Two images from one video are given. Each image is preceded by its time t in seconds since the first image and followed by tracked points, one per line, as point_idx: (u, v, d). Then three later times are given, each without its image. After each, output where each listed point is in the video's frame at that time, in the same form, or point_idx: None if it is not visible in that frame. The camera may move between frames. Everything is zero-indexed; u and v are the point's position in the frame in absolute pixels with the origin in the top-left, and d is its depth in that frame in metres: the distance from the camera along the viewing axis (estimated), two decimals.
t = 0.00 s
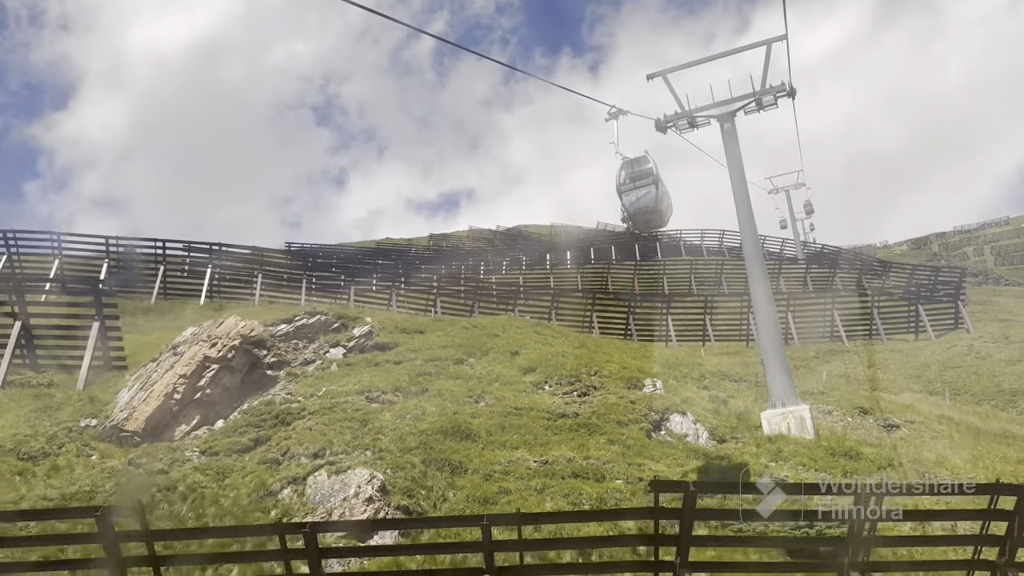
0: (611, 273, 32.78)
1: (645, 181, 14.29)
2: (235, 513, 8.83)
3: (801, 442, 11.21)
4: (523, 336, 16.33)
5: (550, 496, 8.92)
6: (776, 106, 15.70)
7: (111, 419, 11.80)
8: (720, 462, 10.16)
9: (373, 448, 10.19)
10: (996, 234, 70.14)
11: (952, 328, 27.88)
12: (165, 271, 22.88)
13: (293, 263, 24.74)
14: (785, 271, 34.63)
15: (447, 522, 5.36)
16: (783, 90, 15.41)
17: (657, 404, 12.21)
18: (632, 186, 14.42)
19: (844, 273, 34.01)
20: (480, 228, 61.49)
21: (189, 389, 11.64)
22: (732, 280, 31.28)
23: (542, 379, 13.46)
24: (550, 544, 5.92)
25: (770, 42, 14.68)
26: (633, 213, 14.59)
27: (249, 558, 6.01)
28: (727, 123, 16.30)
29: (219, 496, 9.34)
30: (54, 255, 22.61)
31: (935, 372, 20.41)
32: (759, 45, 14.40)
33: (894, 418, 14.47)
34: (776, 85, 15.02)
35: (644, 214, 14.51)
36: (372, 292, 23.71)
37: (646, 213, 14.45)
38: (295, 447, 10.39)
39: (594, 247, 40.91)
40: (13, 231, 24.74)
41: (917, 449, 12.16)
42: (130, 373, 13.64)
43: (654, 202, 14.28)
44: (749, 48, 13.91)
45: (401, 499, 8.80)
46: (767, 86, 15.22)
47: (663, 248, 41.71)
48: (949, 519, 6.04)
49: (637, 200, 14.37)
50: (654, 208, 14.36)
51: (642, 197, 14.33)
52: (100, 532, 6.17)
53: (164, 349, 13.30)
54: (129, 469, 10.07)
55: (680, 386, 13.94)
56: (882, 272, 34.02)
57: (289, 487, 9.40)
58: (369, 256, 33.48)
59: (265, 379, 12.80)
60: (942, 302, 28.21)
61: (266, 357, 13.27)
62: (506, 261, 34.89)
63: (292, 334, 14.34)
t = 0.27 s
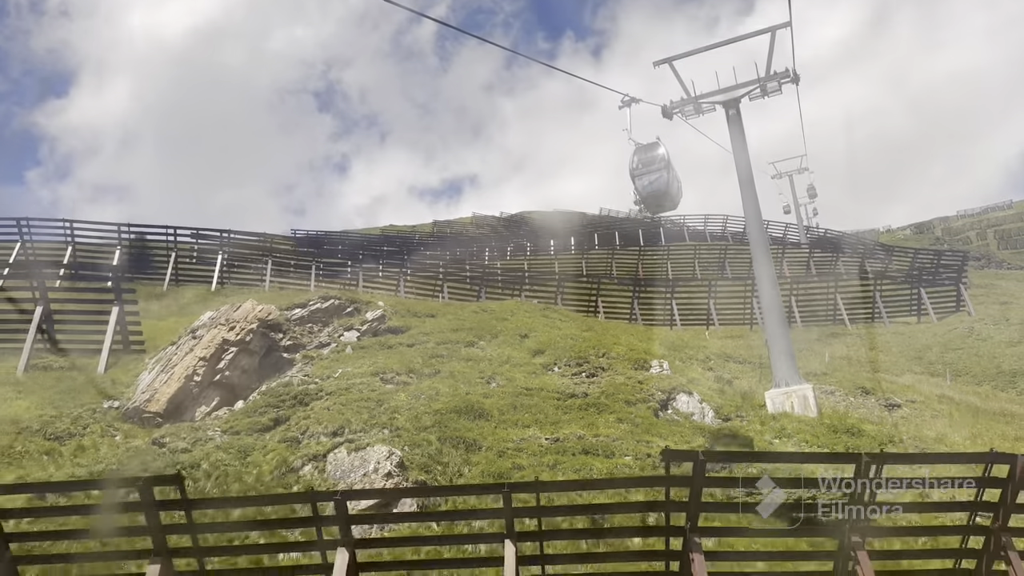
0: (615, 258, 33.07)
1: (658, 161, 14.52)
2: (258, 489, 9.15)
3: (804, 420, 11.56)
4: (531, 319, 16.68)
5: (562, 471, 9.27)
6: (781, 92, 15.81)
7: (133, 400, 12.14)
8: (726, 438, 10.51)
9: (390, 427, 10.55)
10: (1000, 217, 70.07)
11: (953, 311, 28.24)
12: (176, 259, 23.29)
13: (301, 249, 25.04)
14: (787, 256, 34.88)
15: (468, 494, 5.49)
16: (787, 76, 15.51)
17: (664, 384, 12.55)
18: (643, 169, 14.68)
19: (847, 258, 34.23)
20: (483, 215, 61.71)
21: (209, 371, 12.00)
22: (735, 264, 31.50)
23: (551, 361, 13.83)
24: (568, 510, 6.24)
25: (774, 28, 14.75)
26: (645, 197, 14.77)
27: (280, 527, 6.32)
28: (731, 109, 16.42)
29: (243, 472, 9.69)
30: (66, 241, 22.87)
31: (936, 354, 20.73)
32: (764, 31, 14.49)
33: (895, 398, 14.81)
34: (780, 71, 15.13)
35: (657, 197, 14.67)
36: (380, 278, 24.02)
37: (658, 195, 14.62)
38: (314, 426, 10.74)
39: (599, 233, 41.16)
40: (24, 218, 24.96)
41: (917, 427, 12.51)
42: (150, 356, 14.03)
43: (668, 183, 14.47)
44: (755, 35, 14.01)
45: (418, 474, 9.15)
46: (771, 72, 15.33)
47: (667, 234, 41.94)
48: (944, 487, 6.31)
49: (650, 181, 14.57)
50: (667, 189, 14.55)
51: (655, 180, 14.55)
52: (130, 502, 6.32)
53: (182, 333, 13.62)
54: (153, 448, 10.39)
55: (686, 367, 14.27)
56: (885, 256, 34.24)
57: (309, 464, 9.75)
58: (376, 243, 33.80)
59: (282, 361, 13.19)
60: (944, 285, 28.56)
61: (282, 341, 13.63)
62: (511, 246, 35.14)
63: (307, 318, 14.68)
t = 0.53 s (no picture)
0: (621, 242, 33.30)
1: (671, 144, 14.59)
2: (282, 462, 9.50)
3: (809, 396, 11.91)
4: (541, 301, 17.01)
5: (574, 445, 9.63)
6: (787, 77, 15.88)
7: (157, 379, 12.52)
8: (732, 414, 10.86)
9: (408, 403, 10.94)
10: (1007, 200, 69.81)
11: (957, 292, 28.34)
12: (189, 243, 23.69)
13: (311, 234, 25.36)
14: (793, 239, 35.03)
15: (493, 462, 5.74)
16: (794, 61, 15.57)
17: (673, 362, 12.89)
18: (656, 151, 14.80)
19: (853, 241, 34.36)
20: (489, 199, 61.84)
21: (230, 351, 12.39)
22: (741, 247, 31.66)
23: (561, 341, 14.20)
24: (585, 476, 6.52)
25: (782, 11, 14.77)
26: (659, 180, 14.92)
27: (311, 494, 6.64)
28: (738, 94, 16.51)
29: (268, 447, 10.09)
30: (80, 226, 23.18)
31: (940, 334, 21.00)
32: (771, 16, 14.54)
33: (899, 376, 15.14)
34: (787, 56, 15.20)
35: (670, 179, 14.77)
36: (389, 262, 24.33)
37: (673, 177, 14.72)
38: (334, 403, 11.12)
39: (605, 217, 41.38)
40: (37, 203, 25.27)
41: (919, 403, 12.86)
42: (170, 338, 14.45)
43: (682, 165, 14.53)
44: (762, 19, 14.07)
45: (436, 447, 9.54)
46: (778, 57, 15.40)
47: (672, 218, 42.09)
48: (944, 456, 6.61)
49: (663, 165, 14.69)
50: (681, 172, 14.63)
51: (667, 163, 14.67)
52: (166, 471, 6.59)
53: (202, 315, 13.98)
54: (178, 425, 10.76)
55: (693, 346, 14.61)
56: (890, 238, 34.35)
57: (331, 439, 10.12)
58: (384, 227, 34.12)
59: (300, 342, 13.55)
60: (949, 267, 28.71)
61: (300, 322, 13.98)
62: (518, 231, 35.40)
63: (324, 300, 15.02)
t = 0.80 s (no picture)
0: (628, 225, 33.46)
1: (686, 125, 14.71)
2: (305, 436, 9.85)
3: (817, 373, 12.20)
4: (551, 282, 17.31)
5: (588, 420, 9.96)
6: (797, 61, 15.89)
7: (181, 356, 12.89)
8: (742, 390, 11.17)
9: (426, 379, 11.31)
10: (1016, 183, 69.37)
11: (963, 275, 28.44)
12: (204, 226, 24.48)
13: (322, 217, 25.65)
14: (800, 222, 35.09)
15: (519, 429, 6.00)
16: (804, 45, 15.57)
17: (683, 341, 13.18)
18: (670, 134, 14.92)
19: (861, 224, 34.40)
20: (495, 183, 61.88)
21: (251, 329, 12.78)
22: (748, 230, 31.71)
23: (573, 321, 14.53)
24: (604, 445, 6.80)
25: None
26: (674, 162, 15.04)
27: (341, 461, 6.91)
28: (748, 77, 16.53)
29: (292, 421, 10.47)
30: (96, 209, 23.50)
31: (946, 316, 21.19)
32: None
33: (904, 355, 15.42)
34: (797, 39, 15.20)
35: (687, 160, 14.89)
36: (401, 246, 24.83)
37: (689, 159, 14.84)
38: (354, 379, 11.50)
39: (612, 200, 41.52)
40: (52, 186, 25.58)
41: (924, 381, 13.16)
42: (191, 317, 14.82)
43: (698, 145, 14.66)
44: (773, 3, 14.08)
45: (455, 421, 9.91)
46: (788, 40, 15.40)
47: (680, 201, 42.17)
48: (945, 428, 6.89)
49: (679, 147, 14.81)
50: (696, 153, 14.76)
51: (682, 145, 14.79)
52: (201, 439, 6.80)
53: (223, 294, 14.33)
54: (204, 401, 11.12)
55: (702, 326, 14.88)
56: (897, 221, 34.39)
57: (352, 413, 10.47)
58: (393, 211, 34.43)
59: (319, 321, 13.88)
60: (956, 250, 28.79)
61: (318, 302, 14.31)
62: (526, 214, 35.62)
63: (341, 281, 15.32)
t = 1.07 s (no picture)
0: (635, 210, 33.61)
1: (699, 109, 14.88)
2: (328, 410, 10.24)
3: (821, 353, 12.53)
4: (561, 266, 17.62)
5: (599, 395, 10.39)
6: (806, 47, 15.93)
7: (202, 335, 13.23)
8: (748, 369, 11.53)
9: (442, 357, 11.68)
10: None
11: (968, 260, 28.57)
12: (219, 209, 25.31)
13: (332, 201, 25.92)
14: (806, 207, 35.17)
15: (543, 401, 6.27)
16: (813, 31, 15.60)
17: (690, 322, 13.50)
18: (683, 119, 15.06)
19: (867, 209, 34.44)
20: (500, 169, 61.91)
21: (271, 309, 13.16)
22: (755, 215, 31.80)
23: (583, 303, 14.86)
24: (618, 418, 7.16)
25: None
26: (689, 146, 15.19)
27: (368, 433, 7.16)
28: (758, 63, 16.59)
29: (314, 397, 10.86)
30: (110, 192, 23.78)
31: (951, 300, 21.39)
32: None
33: (908, 337, 15.71)
34: (806, 26, 15.25)
35: (701, 143, 15.04)
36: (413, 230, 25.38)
37: (702, 142, 15.00)
38: (372, 357, 11.87)
39: (619, 185, 41.68)
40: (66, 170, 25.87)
41: (926, 363, 13.47)
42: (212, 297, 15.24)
43: (712, 127, 14.83)
44: None
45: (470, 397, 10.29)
46: (797, 27, 15.44)
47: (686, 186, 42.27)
48: (946, 402, 7.18)
49: (693, 131, 14.96)
50: (710, 135, 14.93)
51: (696, 129, 14.94)
52: (233, 409, 7.06)
53: (242, 276, 14.67)
54: (228, 377, 11.51)
55: (710, 308, 15.19)
56: (904, 207, 34.40)
57: (371, 389, 10.86)
58: (403, 195, 34.76)
59: (336, 302, 14.25)
60: (962, 235, 28.86)
61: (335, 284, 14.65)
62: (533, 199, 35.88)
63: (357, 262, 15.62)
